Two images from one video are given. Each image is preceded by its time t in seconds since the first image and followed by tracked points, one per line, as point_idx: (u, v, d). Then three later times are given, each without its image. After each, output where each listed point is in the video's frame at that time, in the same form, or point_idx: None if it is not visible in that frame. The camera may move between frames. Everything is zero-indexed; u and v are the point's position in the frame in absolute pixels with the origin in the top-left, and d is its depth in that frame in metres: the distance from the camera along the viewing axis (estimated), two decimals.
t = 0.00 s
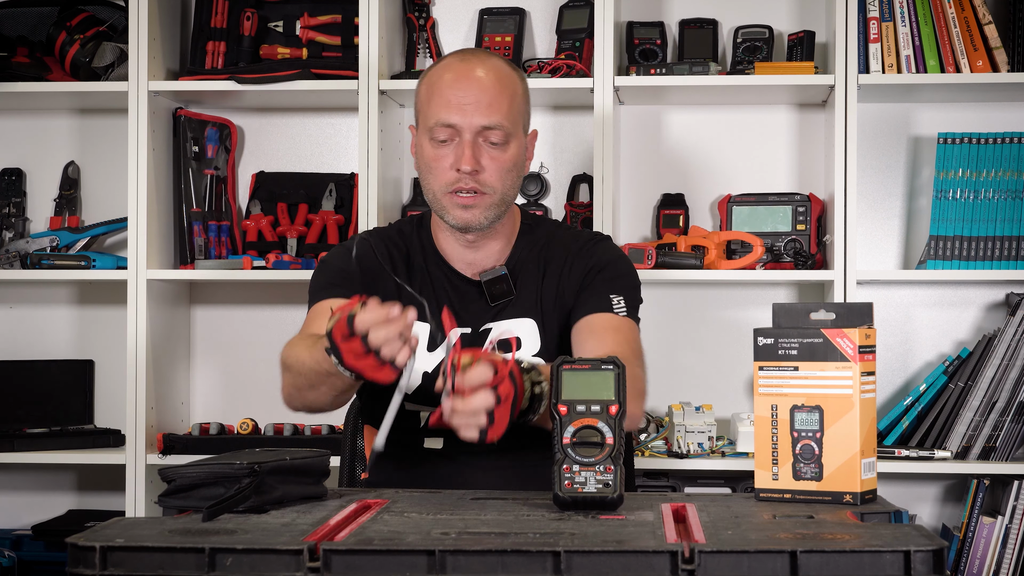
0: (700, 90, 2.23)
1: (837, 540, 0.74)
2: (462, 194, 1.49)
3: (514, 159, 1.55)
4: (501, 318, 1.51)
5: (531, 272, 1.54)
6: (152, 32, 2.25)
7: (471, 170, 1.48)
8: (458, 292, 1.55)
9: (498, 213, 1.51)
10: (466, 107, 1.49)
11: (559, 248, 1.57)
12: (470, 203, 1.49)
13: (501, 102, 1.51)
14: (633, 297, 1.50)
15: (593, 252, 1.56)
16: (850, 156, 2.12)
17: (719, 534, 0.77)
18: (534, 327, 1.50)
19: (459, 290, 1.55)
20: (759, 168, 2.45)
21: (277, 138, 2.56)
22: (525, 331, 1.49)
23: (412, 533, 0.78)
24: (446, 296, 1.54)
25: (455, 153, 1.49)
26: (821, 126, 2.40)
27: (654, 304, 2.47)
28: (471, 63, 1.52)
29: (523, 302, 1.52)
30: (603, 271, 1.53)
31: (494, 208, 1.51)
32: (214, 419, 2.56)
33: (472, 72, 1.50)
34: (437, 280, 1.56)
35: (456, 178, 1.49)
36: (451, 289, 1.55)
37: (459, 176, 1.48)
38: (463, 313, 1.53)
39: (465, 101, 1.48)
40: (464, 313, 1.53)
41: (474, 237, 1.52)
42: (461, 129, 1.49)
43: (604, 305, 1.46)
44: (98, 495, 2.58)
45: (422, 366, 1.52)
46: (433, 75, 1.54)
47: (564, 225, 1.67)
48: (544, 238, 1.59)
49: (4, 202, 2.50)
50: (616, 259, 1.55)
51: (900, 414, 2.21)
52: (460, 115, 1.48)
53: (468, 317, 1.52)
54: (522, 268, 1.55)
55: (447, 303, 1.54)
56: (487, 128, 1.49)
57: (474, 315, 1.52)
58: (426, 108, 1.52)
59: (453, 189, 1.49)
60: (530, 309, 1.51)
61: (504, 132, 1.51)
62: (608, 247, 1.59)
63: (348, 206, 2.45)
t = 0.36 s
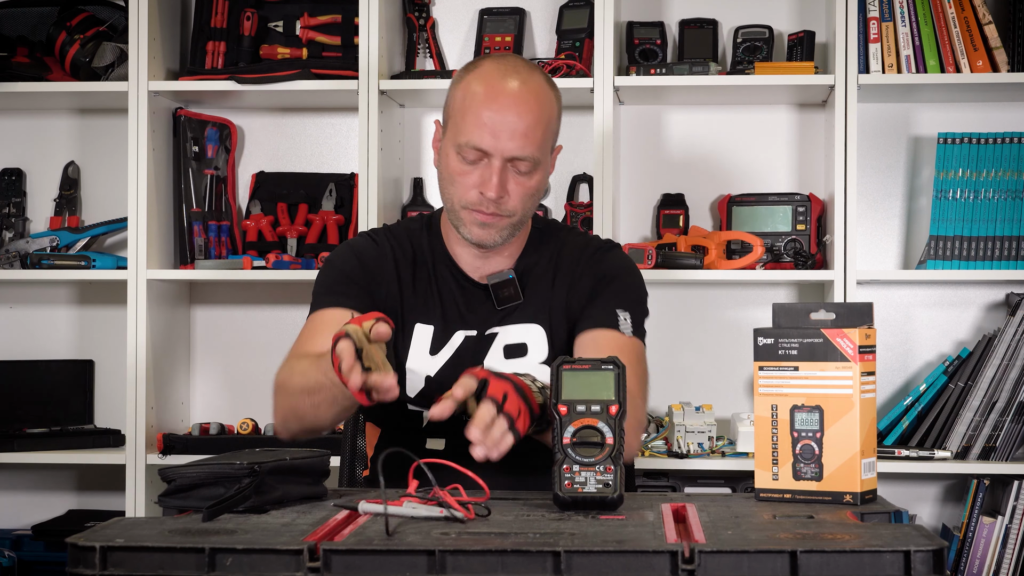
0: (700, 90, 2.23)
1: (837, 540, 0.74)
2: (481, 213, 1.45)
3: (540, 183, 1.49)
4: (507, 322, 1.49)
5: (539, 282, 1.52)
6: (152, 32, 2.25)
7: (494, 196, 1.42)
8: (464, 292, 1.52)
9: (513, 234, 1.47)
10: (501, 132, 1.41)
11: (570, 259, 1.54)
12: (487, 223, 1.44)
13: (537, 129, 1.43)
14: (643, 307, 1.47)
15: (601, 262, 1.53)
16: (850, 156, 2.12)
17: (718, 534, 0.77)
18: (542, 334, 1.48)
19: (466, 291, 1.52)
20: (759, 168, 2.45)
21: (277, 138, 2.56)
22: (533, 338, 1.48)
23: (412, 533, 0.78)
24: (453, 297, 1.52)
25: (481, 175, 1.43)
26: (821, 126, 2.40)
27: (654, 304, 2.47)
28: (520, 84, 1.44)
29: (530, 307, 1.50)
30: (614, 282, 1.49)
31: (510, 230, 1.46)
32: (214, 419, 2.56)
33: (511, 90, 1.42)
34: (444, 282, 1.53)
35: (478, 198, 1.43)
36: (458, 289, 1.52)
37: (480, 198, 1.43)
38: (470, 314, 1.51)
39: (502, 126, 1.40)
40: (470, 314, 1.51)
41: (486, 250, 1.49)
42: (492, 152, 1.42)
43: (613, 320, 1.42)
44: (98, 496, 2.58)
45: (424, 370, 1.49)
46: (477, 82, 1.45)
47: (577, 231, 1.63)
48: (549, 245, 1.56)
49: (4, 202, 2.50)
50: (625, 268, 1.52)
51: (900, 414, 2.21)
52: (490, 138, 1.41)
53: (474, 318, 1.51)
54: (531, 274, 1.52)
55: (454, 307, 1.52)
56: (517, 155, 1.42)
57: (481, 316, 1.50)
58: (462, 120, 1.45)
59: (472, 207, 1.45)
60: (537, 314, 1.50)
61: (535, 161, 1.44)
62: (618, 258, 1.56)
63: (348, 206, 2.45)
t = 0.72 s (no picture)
0: (700, 90, 2.23)
1: (837, 540, 0.74)
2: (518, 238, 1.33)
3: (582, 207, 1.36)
4: (535, 348, 1.44)
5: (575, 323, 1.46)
6: (152, 32, 2.25)
7: (533, 225, 1.30)
8: (492, 310, 1.45)
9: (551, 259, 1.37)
10: (545, 158, 1.27)
11: (609, 302, 1.51)
12: (524, 249, 1.33)
13: (583, 155, 1.29)
14: (677, 372, 1.54)
15: (642, 312, 1.51)
16: (850, 156, 2.12)
17: (718, 534, 0.77)
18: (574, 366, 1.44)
19: (494, 308, 1.45)
20: (759, 168, 2.45)
21: (277, 138, 2.56)
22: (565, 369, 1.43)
23: (412, 533, 0.78)
24: (479, 316, 1.45)
25: (522, 202, 1.30)
26: (821, 125, 2.39)
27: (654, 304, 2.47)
28: (566, 107, 1.29)
29: (561, 336, 1.45)
30: (656, 341, 1.52)
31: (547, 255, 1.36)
32: (215, 419, 2.56)
33: (556, 116, 1.28)
34: (471, 297, 1.46)
35: (517, 225, 1.32)
36: (484, 306, 1.45)
37: (519, 225, 1.31)
38: (496, 333, 1.44)
39: (547, 152, 1.26)
40: (495, 334, 1.44)
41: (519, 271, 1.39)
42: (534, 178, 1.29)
43: (660, 396, 1.51)
44: (98, 496, 2.58)
45: (443, 391, 1.44)
46: (519, 104, 1.31)
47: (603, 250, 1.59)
48: (584, 278, 1.50)
49: (4, 202, 2.50)
50: (663, 322, 1.53)
51: (900, 414, 2.21)
52: (535, 164, 1.27)
53: (500, 339, 1.44)
54: (564, 302, 1.47)
55: (482, 326, 1.45)
56: (562, 185, 1.29)
57: (508, 338, 1.44)
58: (503, 142, 1.31)
59: (509, 231, 1.33)
60: (569, 346, 1.45)
61: (578, 189, 1.31)
62: (655, 304, 1.54)
63: (348, 206, 2.45)
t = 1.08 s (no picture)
0: (701, 90, 2.23)
1: (837, 540, 0.74)
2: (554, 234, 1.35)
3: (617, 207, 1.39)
4: (565, 352, 1.44)
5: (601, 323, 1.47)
6: (152, 32, 2.25)
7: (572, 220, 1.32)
8: (523, 318, 1.45)
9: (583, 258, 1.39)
10: (587, 151, 1.30)
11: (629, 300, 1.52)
12: (559, 245, 1.35)
13: (622, 152, 1.33)
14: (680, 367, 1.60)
15: (660, 309, 1.54)
16: (850, 156, 2.12)
17: (718, 534, 0.77)
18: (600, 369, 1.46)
19: (526, 316, 1.45)
20: (759, 168, 2.45)
21: (277, 138, 2.56)
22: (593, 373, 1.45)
23: (411, 533, 0.78)
24: (514, 324, 1.44)
25: (562, 195, 1.33)
26: (821, 126, 2.39)
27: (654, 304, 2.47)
28: (605, 105, 1.33)
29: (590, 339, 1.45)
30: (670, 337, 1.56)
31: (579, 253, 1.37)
32: (214, 419, 2.56)
33: (600, 117, 1.31)
34: (503, 305, 1.45)
35: (555, 218, 1.34)
36: (518, 314, 1.45)
37: (557, 219, 1.34)
38: (528, 341, 1.44)
39: (589, 146, 1.30)
40: (527, 342, 1.44)
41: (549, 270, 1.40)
42: (575, 170, 1.32)
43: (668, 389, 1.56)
44: (97, 496, 2.58)
45: (476, 400, 1.44)
46: (560, 99, 1.35)
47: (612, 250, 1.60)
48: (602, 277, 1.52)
49: (4, 202, 2.50)
50: (676, 319, 1.57)
51: (900, 414, 2.21)
52: (576, 158, 1.31)
53: (533, 347, 1.44)
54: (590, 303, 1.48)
55: (514, 334, 1.44)
56: (602, 180, 1.32)
57: (540, 345, 1.44)
58: (544, 135, 1.34)
59: (545, 225, 1.35)
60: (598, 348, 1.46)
61: (617, 184, 1.34)
62: (669, 301, 1.57)
63: (348, 206, 2.45)
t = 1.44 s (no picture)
0: (700, 90, 2.23)
1: (837, 540, 0.74)
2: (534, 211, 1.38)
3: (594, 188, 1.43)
4: (531, 342, 1.45)
5: (574, 319, 1.47)
6: (152, 32, 2.25)
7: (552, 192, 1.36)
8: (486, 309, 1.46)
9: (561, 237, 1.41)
10: (567, 124, 1.36)
11: (605, 296, 1.52)
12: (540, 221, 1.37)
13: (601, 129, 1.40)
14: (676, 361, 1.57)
15: (641, 307, 1.53)
16: (849, 156, 2.12)
17: (718, 534, 0.77)
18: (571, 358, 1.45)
19: (490, 306, 1.46)
20: (759, 168, 2.45)
21: (277, 138, 2.56)
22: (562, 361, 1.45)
23: (411, 533, 0.78)
24: (474, 316, 1.46)
25: (543, 169, 1.38)
26: (821, 126, 2.40)
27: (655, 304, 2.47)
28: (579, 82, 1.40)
29: (558, 328, 1.46)
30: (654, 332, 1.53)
31: (558, 232, 1.40)
32: (214, 419, 2.56)
33: (578, 96, 1.38)
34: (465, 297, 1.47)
35: (535, 193, 1.37)
36: (478, 306, 1.47)
37: (537, 193, 1.37)
38: (492, 330, 1.46)
39: (570, 121, 1.36)
40: (493, 331, 1.46)
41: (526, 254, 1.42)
42: (555, 144, 1.37)
43: (663, 384, 1.54)
44: (97, 496, 2.58)
45: (441, 389, 1.45)
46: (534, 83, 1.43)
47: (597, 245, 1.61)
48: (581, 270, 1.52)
49: (4, 202, 2.50)
50: (661, 315, 1.55)
51: (900, 414, 2.21)
52: (557, 131, 1.37)
53: (496, 336, 1.45)
54: (562, 297, 1.48)
55: (476, 325, 1.46)
56: (581, 154, 1.37)
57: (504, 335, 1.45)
58: (523, 115, 1.40)
59: (526, 201, 1.38)
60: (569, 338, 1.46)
61: (596, 160, 1.39)
62: (651, 297, 1.56)
63: (348, 206, 2.45)
